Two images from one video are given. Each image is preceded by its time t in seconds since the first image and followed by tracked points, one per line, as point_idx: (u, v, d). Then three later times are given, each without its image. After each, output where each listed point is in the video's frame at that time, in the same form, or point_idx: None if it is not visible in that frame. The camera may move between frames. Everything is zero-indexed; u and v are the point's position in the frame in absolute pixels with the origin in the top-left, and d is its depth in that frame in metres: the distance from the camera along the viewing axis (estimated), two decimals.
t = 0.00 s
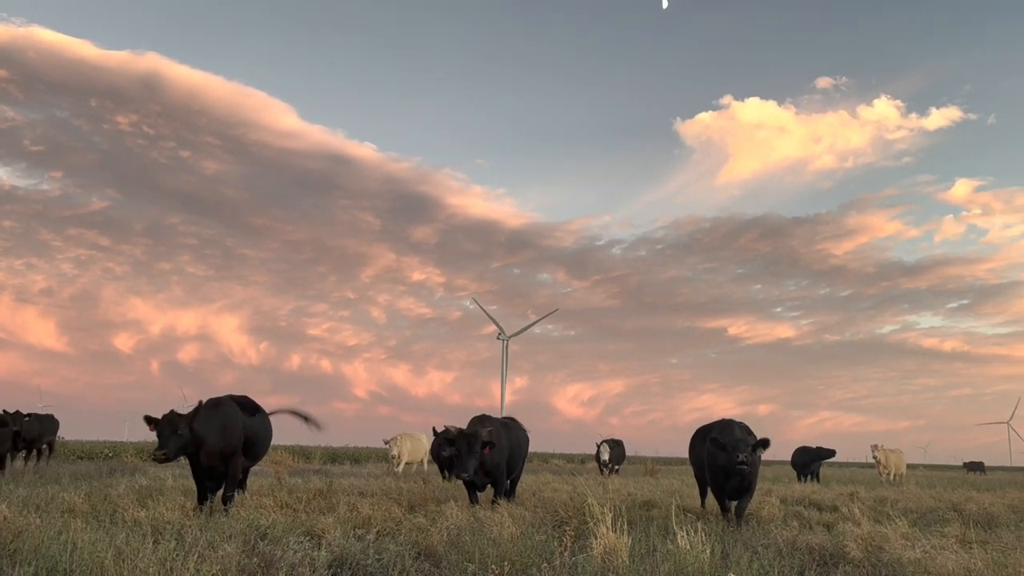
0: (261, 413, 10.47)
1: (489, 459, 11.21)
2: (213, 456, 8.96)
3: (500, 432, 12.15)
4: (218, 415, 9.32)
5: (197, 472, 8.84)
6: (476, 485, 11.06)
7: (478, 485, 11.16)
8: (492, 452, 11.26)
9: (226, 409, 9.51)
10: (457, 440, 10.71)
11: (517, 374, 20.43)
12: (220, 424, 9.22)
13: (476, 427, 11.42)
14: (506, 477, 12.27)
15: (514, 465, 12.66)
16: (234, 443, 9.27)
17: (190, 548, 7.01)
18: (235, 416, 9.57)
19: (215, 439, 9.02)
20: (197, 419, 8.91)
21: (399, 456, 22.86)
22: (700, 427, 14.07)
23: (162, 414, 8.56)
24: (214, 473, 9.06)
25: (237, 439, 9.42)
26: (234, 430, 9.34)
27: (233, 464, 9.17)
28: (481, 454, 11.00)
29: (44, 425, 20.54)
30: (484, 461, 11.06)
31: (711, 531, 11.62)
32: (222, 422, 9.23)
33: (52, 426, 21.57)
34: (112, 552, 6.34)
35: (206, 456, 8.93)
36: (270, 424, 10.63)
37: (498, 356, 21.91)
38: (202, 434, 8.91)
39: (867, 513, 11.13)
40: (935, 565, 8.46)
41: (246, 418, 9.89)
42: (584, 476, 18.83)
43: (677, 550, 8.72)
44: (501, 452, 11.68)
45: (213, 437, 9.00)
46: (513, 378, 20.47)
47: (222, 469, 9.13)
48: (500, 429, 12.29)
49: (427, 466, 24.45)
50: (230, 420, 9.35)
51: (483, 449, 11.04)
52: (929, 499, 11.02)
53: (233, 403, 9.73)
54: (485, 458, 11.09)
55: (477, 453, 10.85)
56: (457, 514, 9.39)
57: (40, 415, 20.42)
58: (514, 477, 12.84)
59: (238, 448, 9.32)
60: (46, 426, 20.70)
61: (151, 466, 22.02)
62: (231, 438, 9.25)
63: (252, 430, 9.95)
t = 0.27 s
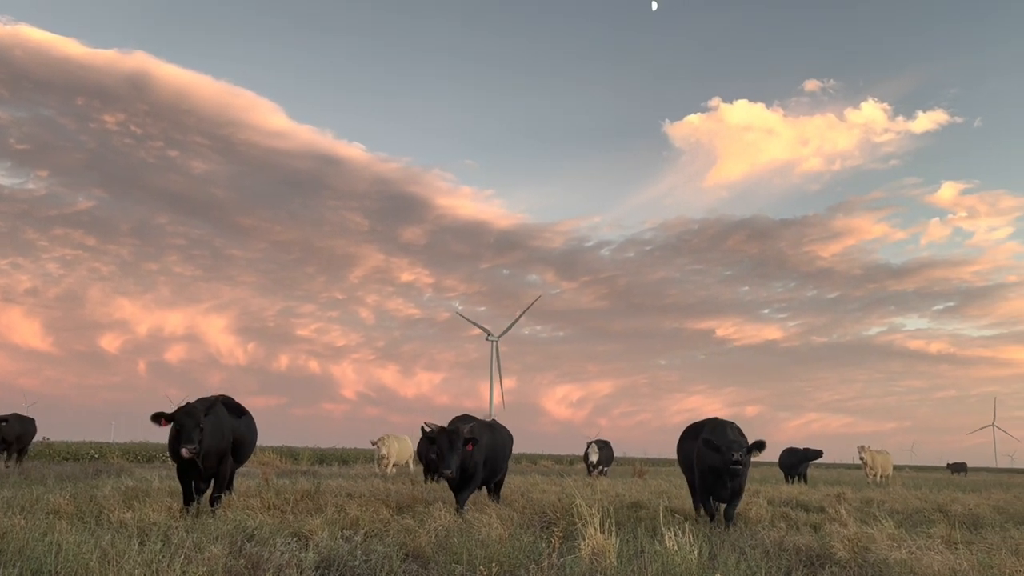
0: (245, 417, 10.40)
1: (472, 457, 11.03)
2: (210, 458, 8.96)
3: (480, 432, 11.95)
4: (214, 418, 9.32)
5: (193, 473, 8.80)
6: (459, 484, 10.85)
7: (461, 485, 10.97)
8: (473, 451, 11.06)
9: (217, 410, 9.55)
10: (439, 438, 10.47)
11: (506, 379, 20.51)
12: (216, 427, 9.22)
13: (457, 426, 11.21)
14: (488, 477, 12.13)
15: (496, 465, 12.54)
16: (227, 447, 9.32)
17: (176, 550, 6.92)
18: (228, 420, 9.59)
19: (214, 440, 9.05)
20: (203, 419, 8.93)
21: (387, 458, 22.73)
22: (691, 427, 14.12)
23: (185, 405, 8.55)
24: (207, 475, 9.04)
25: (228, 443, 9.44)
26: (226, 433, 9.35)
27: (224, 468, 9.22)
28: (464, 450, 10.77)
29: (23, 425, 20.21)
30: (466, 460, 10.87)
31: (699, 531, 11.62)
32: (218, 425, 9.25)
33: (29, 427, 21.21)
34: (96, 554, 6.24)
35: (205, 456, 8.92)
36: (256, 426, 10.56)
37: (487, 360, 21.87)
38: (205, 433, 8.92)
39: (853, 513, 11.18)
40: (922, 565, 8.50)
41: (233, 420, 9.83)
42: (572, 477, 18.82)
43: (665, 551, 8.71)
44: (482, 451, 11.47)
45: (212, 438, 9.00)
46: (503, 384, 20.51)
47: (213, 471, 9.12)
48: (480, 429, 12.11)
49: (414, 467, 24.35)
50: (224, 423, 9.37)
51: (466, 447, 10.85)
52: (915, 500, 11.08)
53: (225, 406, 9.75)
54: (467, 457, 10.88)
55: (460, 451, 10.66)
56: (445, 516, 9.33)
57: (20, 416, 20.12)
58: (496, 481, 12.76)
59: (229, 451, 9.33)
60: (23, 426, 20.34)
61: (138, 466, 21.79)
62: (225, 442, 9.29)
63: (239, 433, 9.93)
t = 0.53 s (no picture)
0: (230, 418, 10.28)
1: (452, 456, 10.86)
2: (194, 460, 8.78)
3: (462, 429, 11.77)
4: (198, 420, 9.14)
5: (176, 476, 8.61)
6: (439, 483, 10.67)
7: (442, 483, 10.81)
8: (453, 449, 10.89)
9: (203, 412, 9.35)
10: (418, 437, 10.32)
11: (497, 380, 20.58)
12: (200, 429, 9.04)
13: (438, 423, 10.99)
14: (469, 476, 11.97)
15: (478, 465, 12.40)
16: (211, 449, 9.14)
17: (160, 552, 6.81)
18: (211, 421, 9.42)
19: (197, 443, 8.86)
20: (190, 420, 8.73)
21: (372, 459, 22.62)
22: (678, 430, 14.13)
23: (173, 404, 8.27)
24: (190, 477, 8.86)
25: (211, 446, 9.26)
26: (210, 435, 9.18)
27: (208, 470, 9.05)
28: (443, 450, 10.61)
29: None
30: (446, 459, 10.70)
31: (685, 532, 11.64)
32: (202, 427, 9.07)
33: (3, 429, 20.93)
34: (79, 555, 6.13)
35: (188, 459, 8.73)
36: (240, 428, 10.44)
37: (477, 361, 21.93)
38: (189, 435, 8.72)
39: (838, 514, 11.24)
40: (905, 566, 8.54)
41: (218, 422, 9.71)
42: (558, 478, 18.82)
43: (651, 551, 8.69)
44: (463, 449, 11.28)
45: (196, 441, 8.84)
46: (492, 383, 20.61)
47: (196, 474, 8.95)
48: (463, 428, 11.95)
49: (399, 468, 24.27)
50: (208, 424, 9.21)
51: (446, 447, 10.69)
52: (899, 501, 11.15)
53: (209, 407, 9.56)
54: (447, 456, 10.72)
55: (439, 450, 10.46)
56: (432, 517, 9.27)
57: None
58: (478, 481, 12.70)
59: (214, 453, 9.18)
60: None
61: (122, 467, 21.57)
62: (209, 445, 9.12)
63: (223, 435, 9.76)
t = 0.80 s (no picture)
0: (208, 420, 10.14)
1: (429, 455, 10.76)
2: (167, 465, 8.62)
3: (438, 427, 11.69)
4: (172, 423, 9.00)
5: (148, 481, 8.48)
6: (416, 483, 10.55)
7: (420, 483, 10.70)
8: (430, 448, 10.80)
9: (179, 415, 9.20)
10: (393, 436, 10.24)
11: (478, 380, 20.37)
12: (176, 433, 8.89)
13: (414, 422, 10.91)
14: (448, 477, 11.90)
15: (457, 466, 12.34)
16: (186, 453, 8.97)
17: (142, 552, 6.70)
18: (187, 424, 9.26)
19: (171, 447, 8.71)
20: (161, 424, 8.58)
21: (354, 460, 22.47)
22: (663, 429, 14.16)
23: (133, 410, 8.15)
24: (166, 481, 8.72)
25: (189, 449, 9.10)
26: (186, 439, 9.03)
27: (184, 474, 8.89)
28: (421, 448, 10.50)
29: None
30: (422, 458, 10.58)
31: (670, 532, 11.66)
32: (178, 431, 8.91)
33: None
34: (59, 556, 6.01)
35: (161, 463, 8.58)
36: (219, 430, 10.31)
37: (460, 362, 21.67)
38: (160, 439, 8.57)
39: (821, 514, 11.30)
40: (887, 565, 8.59)
41: (196, 424, 9.58)
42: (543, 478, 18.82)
43: (635, 551, 8.69)
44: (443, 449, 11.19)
45: (170, 445, 8.69)
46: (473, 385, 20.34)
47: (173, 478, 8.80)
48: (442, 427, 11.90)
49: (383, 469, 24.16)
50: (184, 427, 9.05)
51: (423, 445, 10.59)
52: (881, 501, 11.23)
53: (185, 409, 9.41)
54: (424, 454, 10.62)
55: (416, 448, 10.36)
56: (416, 517, 9.20)
57: None
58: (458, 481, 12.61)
59: (191, 456, 9.02)
60: None
61: (104, 467, 21.31)
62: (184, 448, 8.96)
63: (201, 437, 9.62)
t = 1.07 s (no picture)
0: (184, 420, 9.96)
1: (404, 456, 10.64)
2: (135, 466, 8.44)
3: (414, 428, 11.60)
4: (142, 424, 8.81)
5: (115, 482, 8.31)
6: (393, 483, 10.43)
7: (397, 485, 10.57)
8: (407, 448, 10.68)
9: (150, 414, 9.00)
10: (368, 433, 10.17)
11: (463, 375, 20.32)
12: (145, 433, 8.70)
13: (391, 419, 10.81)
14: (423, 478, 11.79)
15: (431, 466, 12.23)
16: (157, 453, 8.75)
17: (120, 553, 6.55)
18: (160, 424, 9.05)
19: (139, 447, 8.51)
20: (128, 425, 8.38)
21: (336, 459, 22.32)
22: (649, 431, 14.19)
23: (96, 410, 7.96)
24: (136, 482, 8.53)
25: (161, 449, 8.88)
26: (157, 439, 8.82)
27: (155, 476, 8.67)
28: (398, 447, 10.39)
29: None
30: (399, 459, 10.46)
31: (653, 533, 11.67)
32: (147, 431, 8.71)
33: None
34: (36, 557, 5.86)
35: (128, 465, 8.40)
36: (195, 431, 10.14)
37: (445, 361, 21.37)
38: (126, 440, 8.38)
39: (802, 515, 11.37)
40: (868, 565, 8.65)
41: (170, 424, 9.41)
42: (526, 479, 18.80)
43: (618, 552, 8.67)
44: (419, 452, 11.08)
45: (139, 445, 8.51)
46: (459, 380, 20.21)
47: (143, 479, 8.61)
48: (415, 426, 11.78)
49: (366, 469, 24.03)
50: (155, 426, 8.86)
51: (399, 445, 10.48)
52: (861, 501, 11.32)
53: (157, 409, 9.21)
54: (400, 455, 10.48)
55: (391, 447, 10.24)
56: (399, 517, 9.11)
57: None
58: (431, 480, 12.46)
59: (162, 456, 8.82)
60: None
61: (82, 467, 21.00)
62: (154, 449, 8.74)
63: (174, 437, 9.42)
